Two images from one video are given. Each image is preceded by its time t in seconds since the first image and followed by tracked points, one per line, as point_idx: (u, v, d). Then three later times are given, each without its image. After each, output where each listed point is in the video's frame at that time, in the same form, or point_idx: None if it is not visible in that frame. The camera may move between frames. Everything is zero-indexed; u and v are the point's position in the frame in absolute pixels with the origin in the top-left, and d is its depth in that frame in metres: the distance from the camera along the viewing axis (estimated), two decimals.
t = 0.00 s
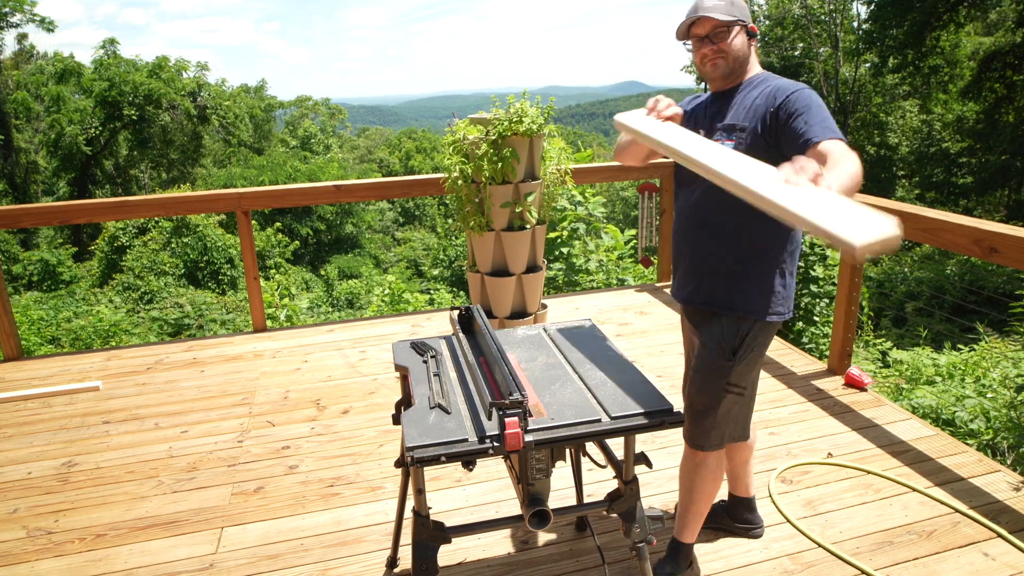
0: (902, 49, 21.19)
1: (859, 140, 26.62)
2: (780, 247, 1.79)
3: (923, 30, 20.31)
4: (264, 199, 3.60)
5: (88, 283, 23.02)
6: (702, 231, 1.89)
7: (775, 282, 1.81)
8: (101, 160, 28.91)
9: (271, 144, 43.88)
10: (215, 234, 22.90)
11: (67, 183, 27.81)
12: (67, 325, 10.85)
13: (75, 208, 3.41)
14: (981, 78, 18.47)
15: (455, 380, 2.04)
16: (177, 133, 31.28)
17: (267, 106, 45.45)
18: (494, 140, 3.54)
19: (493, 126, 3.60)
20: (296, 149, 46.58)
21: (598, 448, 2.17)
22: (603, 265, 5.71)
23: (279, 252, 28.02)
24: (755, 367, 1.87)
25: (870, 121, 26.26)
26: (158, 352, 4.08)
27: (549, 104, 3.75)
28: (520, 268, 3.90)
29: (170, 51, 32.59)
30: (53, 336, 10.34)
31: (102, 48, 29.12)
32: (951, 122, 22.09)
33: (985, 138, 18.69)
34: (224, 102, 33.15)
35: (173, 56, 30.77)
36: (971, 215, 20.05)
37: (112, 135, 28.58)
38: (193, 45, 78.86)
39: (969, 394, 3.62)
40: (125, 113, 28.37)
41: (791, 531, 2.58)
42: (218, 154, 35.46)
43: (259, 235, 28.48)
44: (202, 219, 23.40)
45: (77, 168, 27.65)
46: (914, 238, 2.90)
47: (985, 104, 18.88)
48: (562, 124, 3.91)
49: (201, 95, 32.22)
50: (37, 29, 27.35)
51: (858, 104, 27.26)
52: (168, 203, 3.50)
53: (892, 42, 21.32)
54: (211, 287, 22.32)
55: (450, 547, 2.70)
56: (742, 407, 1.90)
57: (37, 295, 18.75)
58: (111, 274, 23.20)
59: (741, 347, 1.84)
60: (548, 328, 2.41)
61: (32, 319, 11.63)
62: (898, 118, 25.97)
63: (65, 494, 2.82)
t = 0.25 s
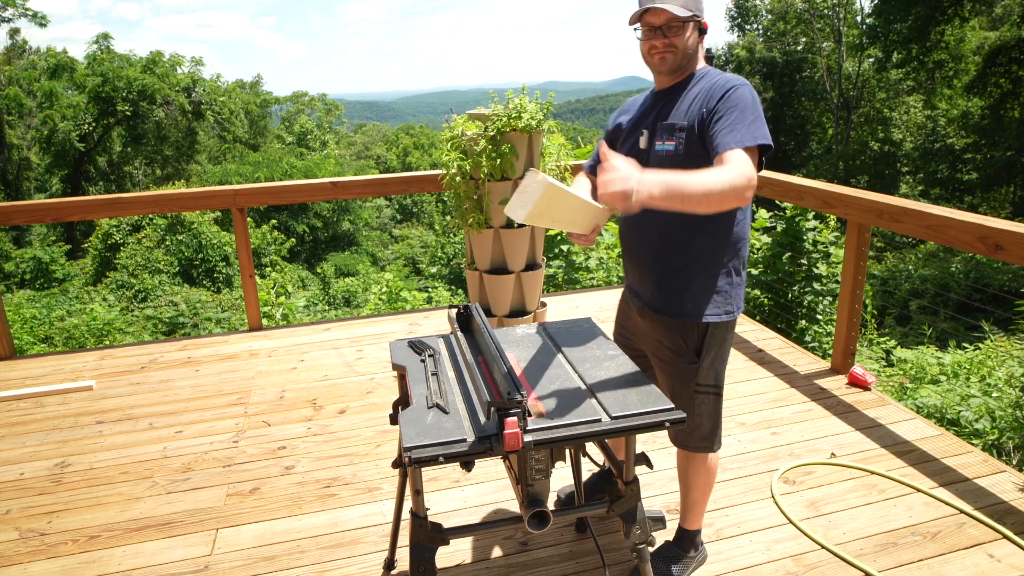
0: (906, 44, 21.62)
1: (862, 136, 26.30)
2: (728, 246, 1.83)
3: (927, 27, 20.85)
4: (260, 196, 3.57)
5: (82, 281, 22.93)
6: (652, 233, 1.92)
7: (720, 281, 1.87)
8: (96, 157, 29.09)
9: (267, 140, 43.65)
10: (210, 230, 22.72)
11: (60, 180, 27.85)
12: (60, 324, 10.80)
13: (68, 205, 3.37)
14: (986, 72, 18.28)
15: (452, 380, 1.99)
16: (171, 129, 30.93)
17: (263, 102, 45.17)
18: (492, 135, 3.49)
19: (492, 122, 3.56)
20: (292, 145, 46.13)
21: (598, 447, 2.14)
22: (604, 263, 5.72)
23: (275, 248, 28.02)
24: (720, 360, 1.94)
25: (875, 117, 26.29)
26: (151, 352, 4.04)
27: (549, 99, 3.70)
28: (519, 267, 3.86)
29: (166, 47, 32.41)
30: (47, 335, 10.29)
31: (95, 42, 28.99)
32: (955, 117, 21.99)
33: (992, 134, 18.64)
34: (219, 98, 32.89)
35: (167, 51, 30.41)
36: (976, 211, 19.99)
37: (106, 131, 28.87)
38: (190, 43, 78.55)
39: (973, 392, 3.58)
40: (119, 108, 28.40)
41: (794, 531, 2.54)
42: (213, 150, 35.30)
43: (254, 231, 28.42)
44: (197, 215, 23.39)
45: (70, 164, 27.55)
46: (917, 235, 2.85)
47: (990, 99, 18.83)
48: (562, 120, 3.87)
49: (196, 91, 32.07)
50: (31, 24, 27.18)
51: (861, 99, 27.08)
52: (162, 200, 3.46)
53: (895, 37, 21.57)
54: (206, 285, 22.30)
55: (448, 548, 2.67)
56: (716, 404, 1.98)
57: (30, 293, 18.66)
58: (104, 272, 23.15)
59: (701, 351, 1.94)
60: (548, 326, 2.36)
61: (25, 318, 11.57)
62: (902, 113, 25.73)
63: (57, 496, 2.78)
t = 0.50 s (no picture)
0: (911, 39, 21.50)
1: (867, 132, 26.15)
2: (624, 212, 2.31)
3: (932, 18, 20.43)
4: (255, 192, 3.54)
5: (74, 279, 22.78)
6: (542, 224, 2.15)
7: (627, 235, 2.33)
8: (89, 153, 28.72)
9: (262, 136, 43.28)
10: (205, 228, 22.44)
11: (53, 176, 27.71)
12: (52, 322, 10.72)
13: (61, 201, 3.34)
14: (991, 68, 18.20)
15: (450, 380, 1.95)
16: (166, 125, 30.67)
17: (258, 96, 44.68)
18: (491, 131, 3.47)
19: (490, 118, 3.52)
20: (288, 140, 45.47)
21: (597, 448, 2.11)
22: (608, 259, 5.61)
23: (271, 246, 27.99)
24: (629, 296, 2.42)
25: (879, 113, 26.36)
26: (145, 350, 4.00)
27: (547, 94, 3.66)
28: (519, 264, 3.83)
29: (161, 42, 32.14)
30: (40, 334, 10.21)
31: (88, 37, 28.67)
32: (960, 113, 21.84)
33: (997, 129, 18.50)
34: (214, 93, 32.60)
35: (161, 45, 29.84)
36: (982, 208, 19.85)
37: (99, 126, 28.28)
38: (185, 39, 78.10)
39: (978, 392, 3.54)
40: (112, 104, 27.87)
41: (796, 533, 2.50)
42: (207, 146, 35.06)
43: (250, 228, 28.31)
44: (193, 212, 23.38)
45: (63, 161, 27.54)
46: (922, 232, 2.81)
47: (997, 95, 18.73)
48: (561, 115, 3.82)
49: (190, 87, 30.95)
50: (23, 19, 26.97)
51: (864, 95, 26.87)
52: (155, 196, 3.42)
53: (900, 32, 21.61)
54: (202, 283, 22.14)
55: (446, 549, 2.63)
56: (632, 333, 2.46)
57: (22, 291, 18.52)
58: (97, 270, 23.02)
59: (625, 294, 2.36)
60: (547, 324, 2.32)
61: (16, 316, 11.47)
62: (907, 109, 25.65)
63: (50, 496, 2.74)
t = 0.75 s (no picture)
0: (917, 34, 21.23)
1: (870, 128, 25.86)
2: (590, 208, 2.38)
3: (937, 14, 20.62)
4: (250, 189, 3.50)
5: (68, 276, 22.67)
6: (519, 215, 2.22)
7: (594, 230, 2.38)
8: (82, 149, 28.77)
9: (257, 132, 43.06)
10: (200, 224, 22.80)
11: (46, 173, 27.52)
12: (46, 321, 10.65)
13: (55, 198, 3.31)
14: (996, 64, 18.40)
15: (448, 380, 1.91)
16: (160, 121, 30.50)
17: (254, 92, 44.40)
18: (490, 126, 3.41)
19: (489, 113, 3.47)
20: (285, 136, 45.17)
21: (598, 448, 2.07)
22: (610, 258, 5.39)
23: (267, 244, 28.04)
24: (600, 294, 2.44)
25: (884, 108, 25.67)
26: (140, 349, 3.96)
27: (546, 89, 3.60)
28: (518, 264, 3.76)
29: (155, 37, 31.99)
30: (34, 332, 10.15)
31: (82, 31, 28.72)
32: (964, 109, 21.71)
33: (1002, 126, 18.27)
34: (209, 89, 32.47)
35: (155, 41, 29.81)
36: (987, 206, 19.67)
37: (93, 123, 28.45)
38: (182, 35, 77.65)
39: (984, 392, 3.50)
40: (106, 99, 28.00)
41: (799, 534, 2.46)
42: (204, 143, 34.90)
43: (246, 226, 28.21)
44: (187, 209, 23.40)
45: (56, 157, 27.36)
46: (926, 230, 2.78)
47: (1002, 90, 18.67)
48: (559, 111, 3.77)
49: (185, 81, 31.20)
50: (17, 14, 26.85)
51: (868, 91, 26.61)
52: (148, 192, 3.37)
53: (904, 27, 21.57)
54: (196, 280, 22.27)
55: (445, 551, 2.59)
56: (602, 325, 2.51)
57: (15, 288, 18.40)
58: (91, 267, 22.90)
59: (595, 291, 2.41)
60: (547, 322, 2.28)
61: (9, 314, 11.39)
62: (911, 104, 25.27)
63: (43, 497, 2.71)
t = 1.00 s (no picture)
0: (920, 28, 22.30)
1: (874, 123, 25.65)
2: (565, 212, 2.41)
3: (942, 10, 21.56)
4: (245, 185, 3.46)
5: (61, 274, 22.47)
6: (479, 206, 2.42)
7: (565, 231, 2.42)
8: (76, 146, 28.35)
9: (253, 128, 42.67)
10: (195, 222, 22.72)
11: (39, 169, 27.32)
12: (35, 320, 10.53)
13: (47, 195, 3.28)
14: (1004, 58, 18.32)
15: (447, 379, 1.88)
16: (154, 117, 30.23)
17: (249, 87, 43.91)
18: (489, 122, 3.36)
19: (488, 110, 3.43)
20: (280, 133, 44.65)
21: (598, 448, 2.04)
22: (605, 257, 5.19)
23: (263, 241, 27.90)
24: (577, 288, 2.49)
25: (887, 104, 25.56)
26: (133, 348, 3.91)
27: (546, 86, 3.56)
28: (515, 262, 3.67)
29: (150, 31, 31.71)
30: (24, 331, 10.04)
31: (75, 27, 28.43)
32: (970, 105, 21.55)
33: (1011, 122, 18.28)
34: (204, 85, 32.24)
35: (150, 35, 29.54)
36: (993, 203, 19.52)
37: (86, 118, 27.88)
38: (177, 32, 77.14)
39: (989, 391, 3.46)
40: (100, 95, 27.51)
41: (802, 536, 2.43)
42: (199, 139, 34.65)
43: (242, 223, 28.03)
44: (182, 207, 23.22)
45: (49, 153, 27.15)
46: (931, 228, 2.74)
47: (1009, 86, 18.71)
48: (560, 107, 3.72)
49: (180, 77, 30.71)
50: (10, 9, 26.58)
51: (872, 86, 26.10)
52: (142, 189, 3.34)
53: (908, 22, 22.56)
54: (190, 278, 22.18)
55: (443, 553, 2.55)
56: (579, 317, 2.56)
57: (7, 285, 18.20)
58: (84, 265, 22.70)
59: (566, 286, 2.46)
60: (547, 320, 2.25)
61: None
62: (916, 102, 24.74)
63: (35, 497, 2.67)
